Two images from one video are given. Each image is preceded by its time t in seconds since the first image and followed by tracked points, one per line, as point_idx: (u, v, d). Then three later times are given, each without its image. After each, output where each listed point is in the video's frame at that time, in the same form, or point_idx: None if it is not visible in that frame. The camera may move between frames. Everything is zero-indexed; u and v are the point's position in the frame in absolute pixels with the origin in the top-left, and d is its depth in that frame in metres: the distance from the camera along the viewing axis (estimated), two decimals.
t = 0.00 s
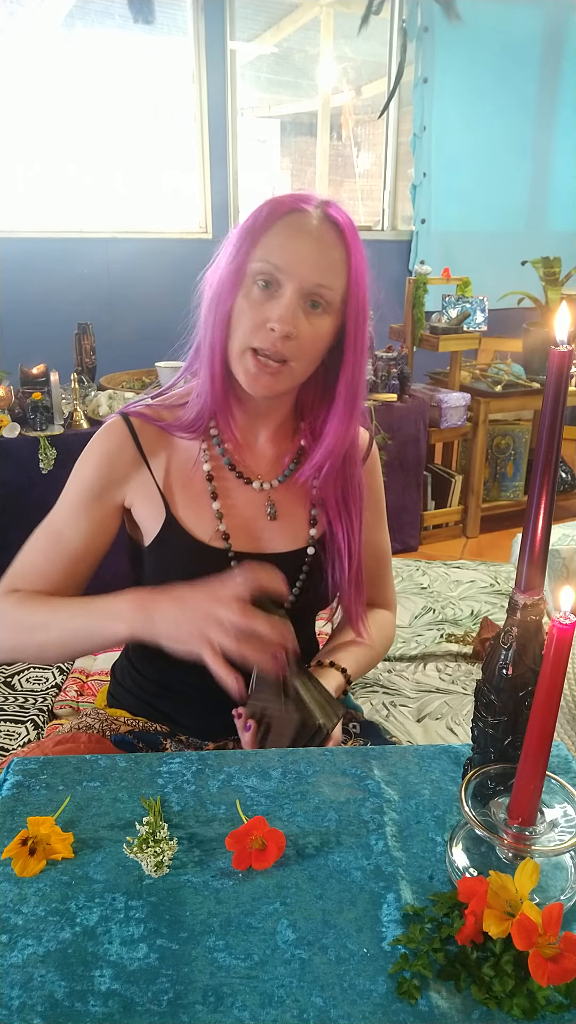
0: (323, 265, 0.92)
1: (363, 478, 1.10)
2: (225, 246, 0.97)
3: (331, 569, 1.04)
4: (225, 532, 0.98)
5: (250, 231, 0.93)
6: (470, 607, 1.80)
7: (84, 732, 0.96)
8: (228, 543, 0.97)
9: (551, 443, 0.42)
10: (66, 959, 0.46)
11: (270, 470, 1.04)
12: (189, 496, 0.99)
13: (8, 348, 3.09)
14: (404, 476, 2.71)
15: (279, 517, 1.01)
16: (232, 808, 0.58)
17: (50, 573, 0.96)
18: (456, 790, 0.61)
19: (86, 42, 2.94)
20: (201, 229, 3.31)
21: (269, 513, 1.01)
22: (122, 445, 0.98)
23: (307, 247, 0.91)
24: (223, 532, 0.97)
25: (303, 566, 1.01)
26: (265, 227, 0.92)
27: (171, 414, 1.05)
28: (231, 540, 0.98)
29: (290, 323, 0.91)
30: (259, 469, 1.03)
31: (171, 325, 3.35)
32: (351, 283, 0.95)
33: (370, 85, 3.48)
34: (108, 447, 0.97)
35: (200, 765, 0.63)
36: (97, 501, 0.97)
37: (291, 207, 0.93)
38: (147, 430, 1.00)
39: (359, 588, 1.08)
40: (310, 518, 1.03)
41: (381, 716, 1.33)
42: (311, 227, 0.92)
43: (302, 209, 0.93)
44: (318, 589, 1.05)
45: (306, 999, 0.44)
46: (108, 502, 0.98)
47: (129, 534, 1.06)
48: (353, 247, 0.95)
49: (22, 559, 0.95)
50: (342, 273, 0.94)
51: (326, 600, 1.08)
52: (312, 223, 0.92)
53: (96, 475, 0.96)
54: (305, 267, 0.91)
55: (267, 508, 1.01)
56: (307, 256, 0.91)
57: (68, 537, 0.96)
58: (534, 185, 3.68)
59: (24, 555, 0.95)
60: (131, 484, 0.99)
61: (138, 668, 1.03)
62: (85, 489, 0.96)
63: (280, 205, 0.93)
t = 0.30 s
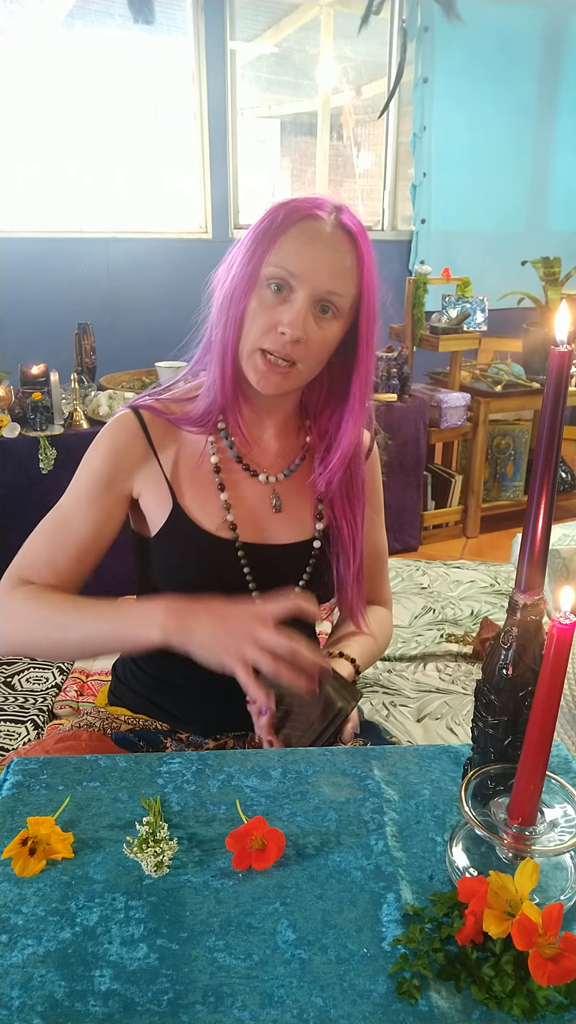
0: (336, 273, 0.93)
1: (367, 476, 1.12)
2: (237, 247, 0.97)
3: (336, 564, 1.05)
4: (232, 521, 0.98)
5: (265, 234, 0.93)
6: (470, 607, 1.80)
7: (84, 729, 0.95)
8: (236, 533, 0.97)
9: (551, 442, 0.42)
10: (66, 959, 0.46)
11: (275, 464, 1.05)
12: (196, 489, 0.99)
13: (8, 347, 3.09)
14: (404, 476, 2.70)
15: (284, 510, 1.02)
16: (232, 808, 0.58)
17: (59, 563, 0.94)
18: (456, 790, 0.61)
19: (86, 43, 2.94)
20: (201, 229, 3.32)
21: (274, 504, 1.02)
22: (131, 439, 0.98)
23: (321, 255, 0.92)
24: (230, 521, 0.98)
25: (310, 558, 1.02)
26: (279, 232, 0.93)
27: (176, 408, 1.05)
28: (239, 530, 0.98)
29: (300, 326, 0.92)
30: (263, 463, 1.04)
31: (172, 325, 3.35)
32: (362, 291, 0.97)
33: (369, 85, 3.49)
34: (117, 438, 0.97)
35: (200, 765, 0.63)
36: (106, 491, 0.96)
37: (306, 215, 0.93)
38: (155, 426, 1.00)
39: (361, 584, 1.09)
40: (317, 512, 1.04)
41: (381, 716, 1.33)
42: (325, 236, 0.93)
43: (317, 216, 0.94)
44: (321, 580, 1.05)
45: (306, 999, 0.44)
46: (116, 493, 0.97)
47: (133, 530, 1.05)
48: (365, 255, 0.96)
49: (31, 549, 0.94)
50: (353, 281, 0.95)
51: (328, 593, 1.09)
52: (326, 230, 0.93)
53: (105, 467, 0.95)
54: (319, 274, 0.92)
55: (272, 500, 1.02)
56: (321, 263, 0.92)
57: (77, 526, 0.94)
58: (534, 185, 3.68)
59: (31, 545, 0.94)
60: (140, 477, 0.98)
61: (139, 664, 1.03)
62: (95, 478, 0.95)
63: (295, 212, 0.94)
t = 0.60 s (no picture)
0: (342, 270, 0.93)
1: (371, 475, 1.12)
2: (243, 249, 0.98)
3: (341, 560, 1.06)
4: (243, 520, 0.98)
5: (272, 233, 0.93)
6: (470, 607, 1.80)
7: (85, 728, 0.95)
8: (246, 531, 0.97)
9: (551, 443, 0.42)
10: (66, 959, 0.46)
11: (281, 461, 1.06)
12: (204, 488, 0.99)
13: (7, 348, 3.09)
14: (404, 476, 2.70)
15: (291, 507, 1.03)
16: (232, 808, 0.58)
17: (70, 568, 0.94)
18: (456, 790, 0.61)
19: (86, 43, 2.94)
20: (201, 229, 3.31)
21: (282, 501, 1.02)
22: (137, 439, 0.97)
23: (328, 252, 0.92)
24: (241, 520, 0.98)
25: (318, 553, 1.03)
26: (286, 232, 0.93)
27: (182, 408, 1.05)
28: (249, 529, 0.98)
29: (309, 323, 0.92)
30: (270, 460, 1.05)
31: (169, 325, 3.35)
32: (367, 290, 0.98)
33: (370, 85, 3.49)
34: (124, 439, 0.96)
35: (200, 765, 0.63)
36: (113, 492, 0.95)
37: (312, 214, 0.94)
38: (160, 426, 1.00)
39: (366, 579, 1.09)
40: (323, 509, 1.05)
41: (381, 716, 1.33)
42: (332, 234, 0.93)
43: (322, 216, 0.94)
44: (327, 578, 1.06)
45: (306, 999, 0.44)
46: (123, 494, 0.97)
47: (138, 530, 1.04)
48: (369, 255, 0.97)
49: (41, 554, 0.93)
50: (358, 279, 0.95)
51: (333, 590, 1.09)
52: (332, 229, 0.94)
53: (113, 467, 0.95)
54: (326, 270, 0.93)
55: (280, 497, 1.03)
56: (328, 260, 0.92)
57: (86, 529, 0.94)
58: (534, 185, 3.68)
59: (40, 549, 0.93)
60: (146, 476, 0.98)
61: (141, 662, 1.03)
62: (102, 480, 0.94)
63: (300, 211, 0.94)
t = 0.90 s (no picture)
0: (333, 261, 0.94)
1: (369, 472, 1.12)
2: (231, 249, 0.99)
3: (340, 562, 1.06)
4: (240, 521, 0.98)
5: (261, 229, 0.94)
6: (470, 607, 1.80)
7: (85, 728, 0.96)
8: (243, 532, 0.97)
9: (552, 442, 0.42)
10: (66, 959, 0.46)
11: (277, 460, 1.06)
12: (198, 490, 0.99)
13: (7, 348, 3.09)
14: (404, 476, 2.70)
15: (288, 507, 1.03)
16: (232, 808, 0.58)
17: (74, 577, 0.94)
18: (456, 790, 0.61)
19: (86, 43, 2.94)
20: (201, 229, 3.32)
21: (278, 501, 1.02)
22: (135, 441, 0.98)
23: (316, 243, 0.93)
24: (238, 521, 0.98)
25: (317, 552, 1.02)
26: (274, 226, 0.94)
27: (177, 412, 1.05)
28: (246, 529, 0.98)
29: (301, 314, 0.92)
30: (265, 460, 1.04)
31: (170, 325, 3.35)
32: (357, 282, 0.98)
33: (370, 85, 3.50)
34: (121, 443, 0.96)
35: (200, 765, 0.63)
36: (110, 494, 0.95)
37: (298, 210, 0.95)
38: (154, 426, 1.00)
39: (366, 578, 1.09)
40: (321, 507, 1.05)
41: (381, 716, 1.33)
42: (319, 226, 0.94)
43: (310, 211, 0.95)
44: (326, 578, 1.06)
45: (306, 999, 0.44)
46: (122, 498, 0.97)
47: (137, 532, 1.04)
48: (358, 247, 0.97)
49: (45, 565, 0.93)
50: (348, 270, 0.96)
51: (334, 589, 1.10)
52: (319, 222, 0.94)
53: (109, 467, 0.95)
54: (316, 262, 0.93)
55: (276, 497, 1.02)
56: (317, 252, 0.93)
57: (87, 535, 0.94)
58: (534, 185, 3.68)
59: (45, 561, 0.93)
60: (143, 479, 0.98)
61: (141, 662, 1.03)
62: (101, 484, 0.95)
63: (287, 208, 0.95)
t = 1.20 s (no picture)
0: (319, 256, 0.94)
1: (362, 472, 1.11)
2: (217, 250, 0.99)
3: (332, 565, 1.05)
4: (230, 527, 0.97)
5: (245, 228, 0.94)
6: (470, 607, 1.80)
7: (85, 729, 0.95)
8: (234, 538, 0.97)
9: (552, 442, 0.42)
10: (66, 958, 0.46)
11: (268, 465, 1.05)
12: (190, 493, 0.99)
13: (8, 348, 3.09)
14: (404, 476, 2.70)
15: (279, 511, 1.02)
16: (232, 808, 0.58)
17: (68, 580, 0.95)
18: (456, 790, 0.61)
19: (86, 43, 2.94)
20: (201, 229, 3.32)
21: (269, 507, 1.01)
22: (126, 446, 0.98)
23: (301, 240, 0.93)
24: (228, 528, 0.97)
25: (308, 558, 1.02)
26: (259, 225, 0.94)
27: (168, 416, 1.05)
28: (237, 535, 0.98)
29: (290, 312, 0.92)
30: (257, 464, 1.04)
31: (170, 325, 3.35)
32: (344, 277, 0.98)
33: (369, 85, 3.50)
34: (109, 446, 0.97)
35: (200, 765, 0.63)
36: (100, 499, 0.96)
37: (282, 208, 0.95)
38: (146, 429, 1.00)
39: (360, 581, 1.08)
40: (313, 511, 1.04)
41: (381, 716, 1.33)
42: (304, 223, 0.94)
43: (294, 208, 0.96)
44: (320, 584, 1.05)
45: (306, 999, 0.44)
46: (113, 501, 0.97)
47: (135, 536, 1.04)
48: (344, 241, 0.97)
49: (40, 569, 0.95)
50: (335, 266, 0.96)
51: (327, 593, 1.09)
52: (304, 218, 0.95)
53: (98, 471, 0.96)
54: (302, 258, 0.93)
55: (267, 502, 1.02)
56: (303, 248, 0.93)
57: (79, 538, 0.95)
58: (534, 185, 3.68)
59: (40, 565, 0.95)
60: (133, 483, 0.98)
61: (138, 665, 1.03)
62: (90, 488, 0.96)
63: (271, 207, 0.95)
